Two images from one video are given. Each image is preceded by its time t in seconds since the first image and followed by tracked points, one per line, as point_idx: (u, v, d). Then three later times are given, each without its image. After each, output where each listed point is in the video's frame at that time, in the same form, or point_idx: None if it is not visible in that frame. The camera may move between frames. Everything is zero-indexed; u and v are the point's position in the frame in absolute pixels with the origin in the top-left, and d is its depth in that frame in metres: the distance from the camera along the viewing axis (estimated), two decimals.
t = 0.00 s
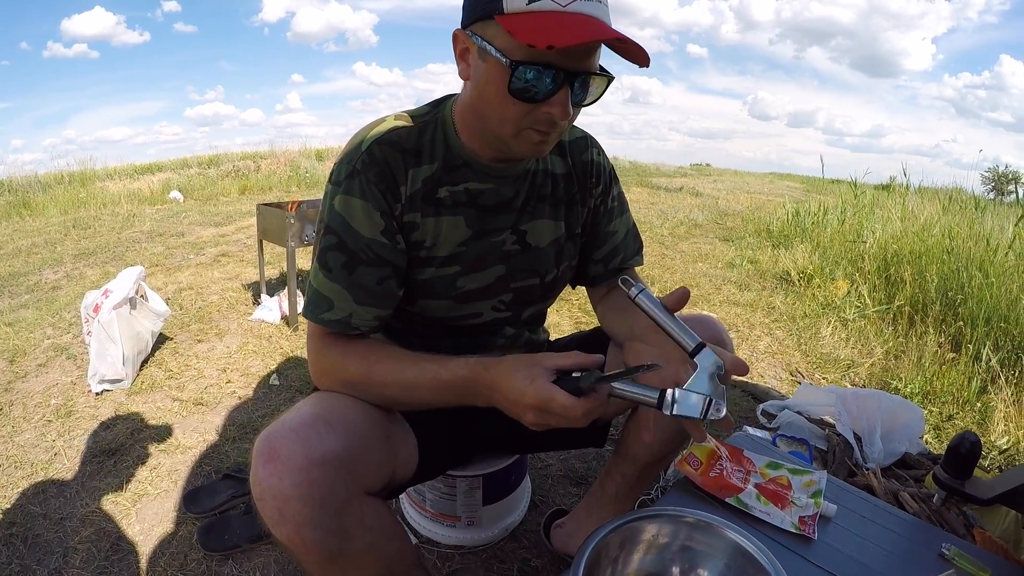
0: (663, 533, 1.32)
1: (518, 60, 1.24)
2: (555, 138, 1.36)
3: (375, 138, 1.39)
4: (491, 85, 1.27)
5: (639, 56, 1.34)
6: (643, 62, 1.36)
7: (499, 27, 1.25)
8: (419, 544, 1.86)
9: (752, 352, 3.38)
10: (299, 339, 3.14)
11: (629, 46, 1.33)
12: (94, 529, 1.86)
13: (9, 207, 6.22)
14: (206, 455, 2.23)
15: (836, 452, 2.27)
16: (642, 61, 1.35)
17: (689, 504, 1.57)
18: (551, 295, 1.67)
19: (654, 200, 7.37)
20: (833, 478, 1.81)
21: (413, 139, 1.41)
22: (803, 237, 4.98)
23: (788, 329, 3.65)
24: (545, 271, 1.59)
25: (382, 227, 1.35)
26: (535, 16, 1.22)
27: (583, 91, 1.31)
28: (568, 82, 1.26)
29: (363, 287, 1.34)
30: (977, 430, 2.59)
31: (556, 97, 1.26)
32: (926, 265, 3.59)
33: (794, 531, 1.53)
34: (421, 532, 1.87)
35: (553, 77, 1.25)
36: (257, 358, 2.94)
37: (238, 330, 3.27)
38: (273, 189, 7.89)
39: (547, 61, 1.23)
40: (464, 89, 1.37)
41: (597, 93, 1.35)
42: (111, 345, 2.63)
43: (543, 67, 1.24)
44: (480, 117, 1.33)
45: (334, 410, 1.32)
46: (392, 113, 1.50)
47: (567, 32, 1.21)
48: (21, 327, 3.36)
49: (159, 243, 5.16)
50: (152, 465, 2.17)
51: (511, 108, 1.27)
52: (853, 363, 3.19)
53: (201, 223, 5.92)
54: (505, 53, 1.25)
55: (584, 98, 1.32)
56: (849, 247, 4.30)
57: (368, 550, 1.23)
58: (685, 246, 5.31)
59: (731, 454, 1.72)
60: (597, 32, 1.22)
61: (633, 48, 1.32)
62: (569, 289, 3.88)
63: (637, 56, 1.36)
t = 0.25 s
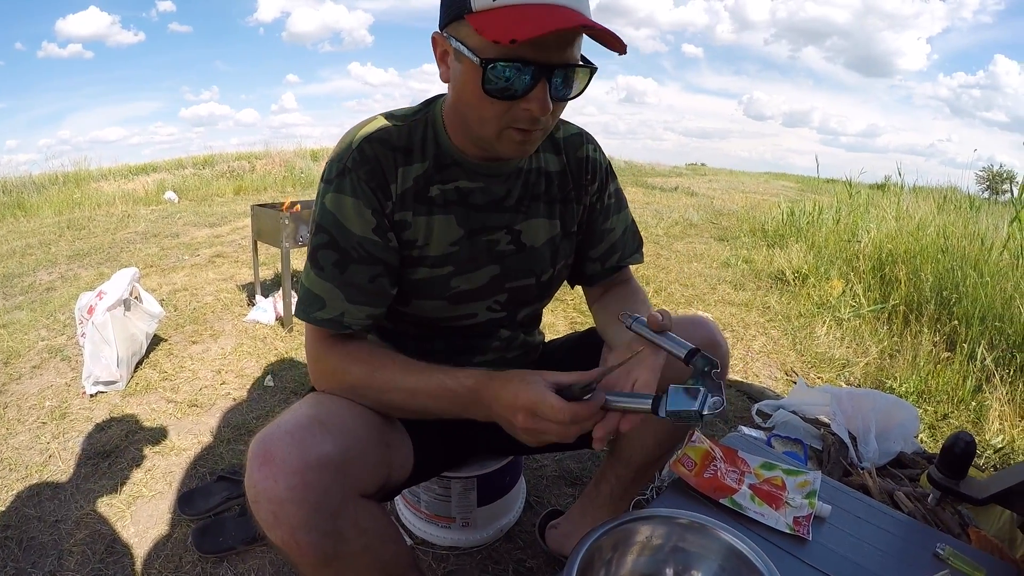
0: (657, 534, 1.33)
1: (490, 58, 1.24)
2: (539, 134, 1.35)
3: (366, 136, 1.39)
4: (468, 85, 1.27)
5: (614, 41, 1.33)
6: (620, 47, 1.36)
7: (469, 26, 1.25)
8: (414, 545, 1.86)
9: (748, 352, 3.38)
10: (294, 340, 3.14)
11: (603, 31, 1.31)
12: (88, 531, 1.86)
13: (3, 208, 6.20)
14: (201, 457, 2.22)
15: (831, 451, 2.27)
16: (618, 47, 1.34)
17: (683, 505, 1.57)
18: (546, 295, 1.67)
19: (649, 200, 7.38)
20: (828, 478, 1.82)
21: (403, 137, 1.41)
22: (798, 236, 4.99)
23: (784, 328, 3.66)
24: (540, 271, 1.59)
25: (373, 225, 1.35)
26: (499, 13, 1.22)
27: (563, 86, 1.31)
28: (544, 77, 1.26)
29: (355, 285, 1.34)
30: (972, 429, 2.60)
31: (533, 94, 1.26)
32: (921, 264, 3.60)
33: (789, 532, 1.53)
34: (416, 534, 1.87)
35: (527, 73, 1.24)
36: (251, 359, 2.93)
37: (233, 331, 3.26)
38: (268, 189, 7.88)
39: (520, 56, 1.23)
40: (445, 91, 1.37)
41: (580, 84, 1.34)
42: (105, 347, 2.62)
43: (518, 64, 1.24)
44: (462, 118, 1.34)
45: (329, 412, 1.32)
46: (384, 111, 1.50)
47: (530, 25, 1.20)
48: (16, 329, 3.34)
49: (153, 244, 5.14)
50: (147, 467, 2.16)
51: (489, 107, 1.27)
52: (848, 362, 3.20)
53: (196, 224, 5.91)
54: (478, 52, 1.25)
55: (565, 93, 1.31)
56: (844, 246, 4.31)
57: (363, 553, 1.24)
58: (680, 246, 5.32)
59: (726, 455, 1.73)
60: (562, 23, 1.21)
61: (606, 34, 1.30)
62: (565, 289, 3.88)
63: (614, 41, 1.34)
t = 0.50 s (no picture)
0: (653, 532, 1.33)
1: (459, 58, 1.24)
2: (520, 130, 1.35)
3: (351, 136, 1.40)
4: (443, 87, 1.28)
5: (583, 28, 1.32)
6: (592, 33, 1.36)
7: (436, 28, 1.26)
8: (411, 545, 1.86)
9: (744, 351, 3.39)
10: (291, 340, 3.14)
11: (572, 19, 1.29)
12: (85, 532, 1.86)
13: None
14: (198, 457, 2.22)
15: (827, 450, 2.28)
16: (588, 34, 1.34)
17: (679, 503, 1.58)
18: (538, 295, 1.67)
19: (646, 200, 7.39)
20: (824, 477, 1.82)
21: (390, 138, 1.42)
22: (794, 236, 5.00)
23: (780, 328, 3.66)
24: (530, 271, 1.59)
25: (358, 225, 1.35)
26: (462, 14, 1.24)
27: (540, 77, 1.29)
28: (519, 72, 1.26)
29: (341, 286, 1.34)
30: (967, 428, 2.62)
31: (508, 90, 1.26)
32: (916, 263, 3.62)
33: (785, 530, 1.54)
34: (413, 533, 1.87)
35: (499, 70, 1.24)
36: (248, 359, 2.93)
37: (230, 332, 3.26)
38: (264, 189, 7.87)
39: (489, 52, 1.23)
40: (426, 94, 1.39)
41: (558, 75, 1.33)
42: (102, 347, 2.62)
43: (490, 61, 1.24)
44: (442, 120, 1.35)
45: (323, 411, 1.32)
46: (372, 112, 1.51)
47: (492, 22, 1.20)
48: (12, 330, 3.34)
49: (150, 244, 5.14)
50: (144, 467, 2.16)
51: (466, 107, 1.27)
52: (844, 361, 3.21)
53: (192, 224, 5.90)
54: (448, 53, 1.25)
55: (544, 84, 1.30)
56: (839, 246, 4.33)
57: (360, 551, 1.24)
58: (677, 246, 5.33)
59: (722, 453, 1.73)
60: (524, 17, 1.20)
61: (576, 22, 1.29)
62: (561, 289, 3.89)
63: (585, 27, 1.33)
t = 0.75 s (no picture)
0: (653, 530, 1.34)
1: (426, 61, 1.23)
2: (497, 128, 1.33)
3: (333, 132, 1.41)
4: (414, 91, 1.27)
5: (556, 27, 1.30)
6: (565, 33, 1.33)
7: (403, 31, 1.25)
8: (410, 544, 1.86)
9: (742, 351, 3.40)
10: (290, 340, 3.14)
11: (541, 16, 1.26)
12: (86, 531, 1.86)
13: None
14: (198, 456, 2.22)
15: (826, 449, 2.29)
16: (559, 31, 1.31)
17: (679, 501, 1.58)
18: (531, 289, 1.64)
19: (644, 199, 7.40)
20: (823, 475, 1.83)
21: (372, 133, 1.43)
22: (793, 235, 5.01)
23: (778, 327, 3.67)
24: (519, 265, 1.57)
25: (338, 219, 1.35)
26: (428, 13, 1.22)
27: (513, 74, 1.27)
28: (490, 72, 1.24)
29: (318, 279, 1.32)
30: (965, 426, 2.63)
31: (481, 91, 1.24)
32: (914, 263, 3.62)
33: (784, 527, 1.54)
34: (412, 532, 1.87)
35: (467, 72, 1.22)
36: (247, 359, 2.94)
37: (228, 331, 3.26)
38: (263, 189, 7.87)
39: (457, 55, 1.22)
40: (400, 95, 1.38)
41: (532, 73, 1.31)
42: (101, 347, 2.62)
43: (456, 62, 1.22)
44: (417, 122, 1.34)
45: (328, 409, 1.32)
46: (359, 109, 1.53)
47: (454, 24, 1.18)
48: (11, 330, 3.34)
49: (148, 244, 5.14)
50: (143, 467, 2.17)
51: (439, 110, 1.26)
52: (842, 361, 3.22)
53: (191, 224, 5.90)
54: (415, 58, 1.24)
55: (517, 83, 1.28)
56: (837, 245, 4.33)
57: (374, 550, 1.26)
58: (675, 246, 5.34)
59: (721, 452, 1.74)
60: (485, 18, 1.18)
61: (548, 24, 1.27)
62: (560, 289, 3.90)
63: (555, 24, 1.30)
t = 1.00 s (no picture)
0: (658, 529, 1.34)
1: (390, 66, 1.21)
2: (472, 126, 1.32)
3: (317, 134, 1.42)
4: (383, 97, 1.26)
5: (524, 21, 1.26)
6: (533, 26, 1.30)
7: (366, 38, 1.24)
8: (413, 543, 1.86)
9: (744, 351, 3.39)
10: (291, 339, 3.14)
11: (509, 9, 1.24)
12: (88, 531, 1.86)
13: None
14: (200, 456, 2.22)
15: (829, 449, 2.28)
16: (527, 24, 1.29)
17: (682, 501, 1.58)
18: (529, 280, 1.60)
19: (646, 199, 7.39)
20: (827, 474, 1.82)
21: (356, 133, 1.42)
22: (794, 235, 5.00)
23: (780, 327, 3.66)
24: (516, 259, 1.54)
25: (324, 221, 1.35)
26: (389, 16, 1.20)
27: (484, 72, 1.25)
28: (458, 71, 1.22)
29: (308, 282, 1.33)
30: (968, 426, 2.62)
31: (451, 91, 1.22)
32: (916, 263, 3.62)
33: (789, 527, 1.54)
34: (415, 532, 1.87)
35: (434, 73, 1.21)
36: (249, 358, 2.93)
37: (230, 331, 3.26)
38: (264, 188, 7.87)
39: (421, 56, 1.20)
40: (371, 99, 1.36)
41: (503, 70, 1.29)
42: (103, 346, 2.62)
43: (422, 65, 1.20)
44: (390, 126, 1.33)
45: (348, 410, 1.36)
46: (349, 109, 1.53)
47: (413, 28, 1.16)
48: (13, 329, 3.34)
49: (150, 244, 5.14)
50: (146, 466, 2.17)
51: (410, 114, 1.25)
52: (844, 361, 3.22)
53: (192, 224, 5.90)
54: (381, 63, 1.22)
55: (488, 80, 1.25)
56: (839, 245, 4.32)
57: (397, 549, 1.30)
58: (677, 246, 5.33)
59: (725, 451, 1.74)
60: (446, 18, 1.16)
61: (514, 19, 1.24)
62: (562, 288, 3.89)
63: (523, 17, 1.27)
